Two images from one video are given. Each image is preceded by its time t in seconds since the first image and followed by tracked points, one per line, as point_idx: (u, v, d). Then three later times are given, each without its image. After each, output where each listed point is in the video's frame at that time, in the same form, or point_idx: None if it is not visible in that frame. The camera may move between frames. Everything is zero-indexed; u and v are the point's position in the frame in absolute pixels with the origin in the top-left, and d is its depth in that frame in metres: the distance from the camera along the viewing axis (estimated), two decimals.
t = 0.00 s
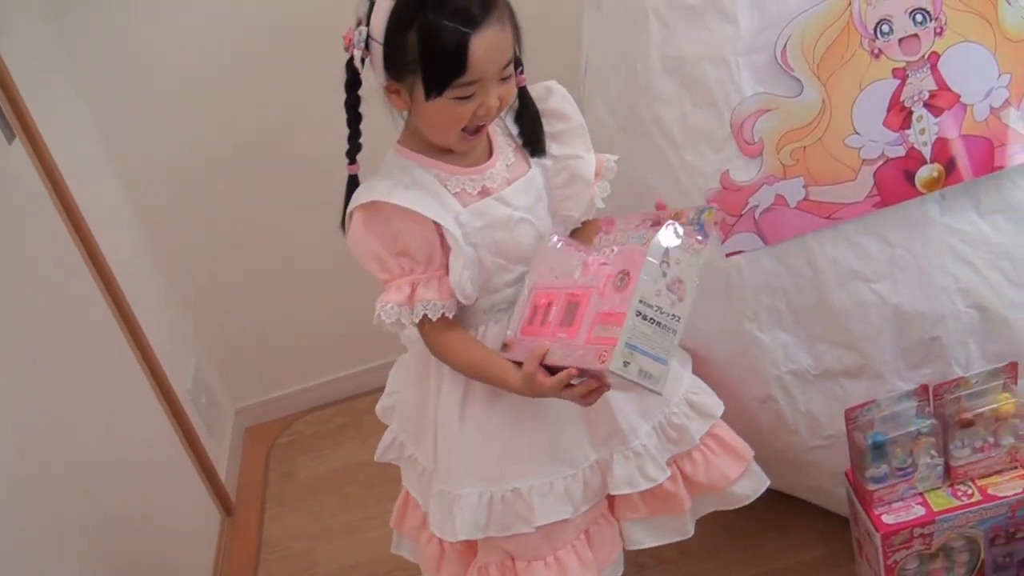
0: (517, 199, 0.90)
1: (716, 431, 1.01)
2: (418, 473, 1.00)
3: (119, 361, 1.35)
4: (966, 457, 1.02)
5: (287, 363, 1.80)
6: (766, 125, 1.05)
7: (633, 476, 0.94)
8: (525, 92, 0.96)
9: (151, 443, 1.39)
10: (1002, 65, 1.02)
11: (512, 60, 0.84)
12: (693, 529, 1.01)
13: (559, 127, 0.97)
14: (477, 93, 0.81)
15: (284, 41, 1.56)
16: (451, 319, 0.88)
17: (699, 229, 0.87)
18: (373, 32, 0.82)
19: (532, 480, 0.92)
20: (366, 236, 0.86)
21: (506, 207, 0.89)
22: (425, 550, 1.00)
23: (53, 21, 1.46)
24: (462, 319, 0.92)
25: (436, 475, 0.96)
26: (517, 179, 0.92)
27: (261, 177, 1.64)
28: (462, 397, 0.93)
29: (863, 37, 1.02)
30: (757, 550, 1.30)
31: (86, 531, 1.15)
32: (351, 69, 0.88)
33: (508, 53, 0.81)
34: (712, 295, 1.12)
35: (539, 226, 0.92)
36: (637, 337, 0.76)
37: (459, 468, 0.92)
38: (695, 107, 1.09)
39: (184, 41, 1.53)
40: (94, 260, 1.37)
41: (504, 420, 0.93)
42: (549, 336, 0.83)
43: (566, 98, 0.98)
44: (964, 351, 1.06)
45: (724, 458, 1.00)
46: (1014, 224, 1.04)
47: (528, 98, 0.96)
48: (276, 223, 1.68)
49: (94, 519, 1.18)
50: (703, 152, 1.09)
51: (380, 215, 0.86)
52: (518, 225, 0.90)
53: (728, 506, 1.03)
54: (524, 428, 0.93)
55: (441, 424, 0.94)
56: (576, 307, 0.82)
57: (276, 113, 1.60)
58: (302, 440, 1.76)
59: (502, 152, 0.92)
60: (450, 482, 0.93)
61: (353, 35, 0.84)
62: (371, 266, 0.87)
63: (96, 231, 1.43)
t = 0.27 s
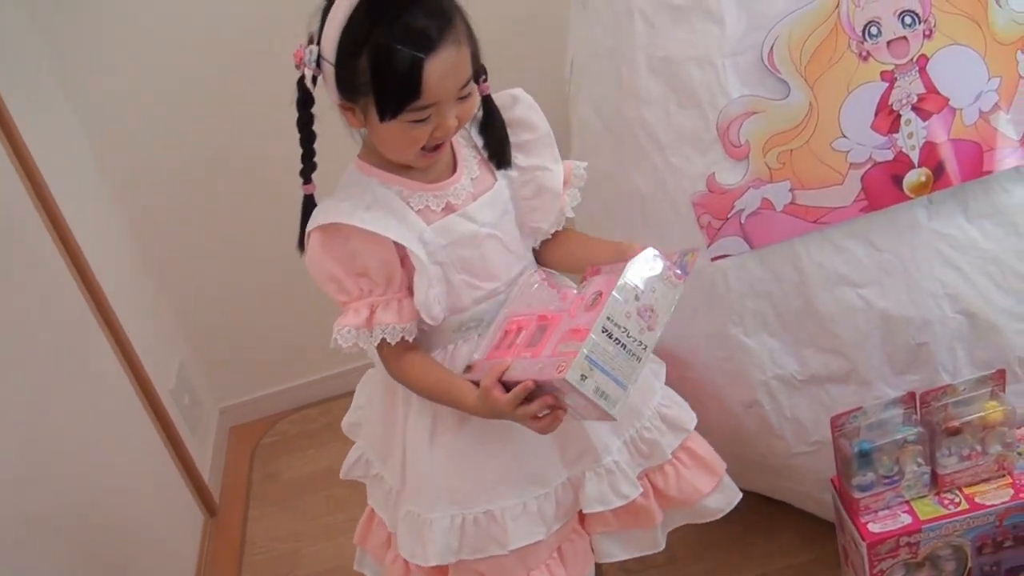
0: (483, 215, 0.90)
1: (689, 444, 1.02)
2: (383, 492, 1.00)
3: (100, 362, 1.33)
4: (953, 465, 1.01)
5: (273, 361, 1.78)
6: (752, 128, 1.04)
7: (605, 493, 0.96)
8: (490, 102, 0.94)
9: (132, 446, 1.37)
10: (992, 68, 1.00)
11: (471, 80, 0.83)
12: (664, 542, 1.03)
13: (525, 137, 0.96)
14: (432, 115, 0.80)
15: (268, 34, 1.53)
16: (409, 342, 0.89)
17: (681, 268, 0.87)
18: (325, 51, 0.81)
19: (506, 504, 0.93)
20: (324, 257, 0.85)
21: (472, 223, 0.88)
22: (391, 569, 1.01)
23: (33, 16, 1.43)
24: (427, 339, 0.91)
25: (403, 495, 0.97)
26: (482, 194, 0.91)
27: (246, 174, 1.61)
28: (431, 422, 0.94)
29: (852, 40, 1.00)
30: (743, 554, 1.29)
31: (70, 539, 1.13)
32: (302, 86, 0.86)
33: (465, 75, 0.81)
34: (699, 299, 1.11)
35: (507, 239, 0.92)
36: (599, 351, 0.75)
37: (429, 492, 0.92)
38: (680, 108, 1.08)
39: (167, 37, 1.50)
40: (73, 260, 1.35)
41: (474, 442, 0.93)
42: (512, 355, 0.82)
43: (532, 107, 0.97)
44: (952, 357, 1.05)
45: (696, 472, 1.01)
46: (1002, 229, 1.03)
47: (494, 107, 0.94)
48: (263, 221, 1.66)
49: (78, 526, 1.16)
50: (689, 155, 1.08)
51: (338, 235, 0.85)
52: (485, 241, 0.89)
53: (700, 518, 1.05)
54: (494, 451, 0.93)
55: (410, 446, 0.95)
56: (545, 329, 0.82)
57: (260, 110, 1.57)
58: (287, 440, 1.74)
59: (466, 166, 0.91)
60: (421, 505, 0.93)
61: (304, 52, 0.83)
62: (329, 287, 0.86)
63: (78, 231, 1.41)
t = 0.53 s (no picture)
0: (469, 225, 0.91)
1: (692, 450, 1.03)
2: (384, 513, 0.99)
3: (101, 362, 1.32)
4: (956, 471, 1.00)
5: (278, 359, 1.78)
6: (754, 129, 1.03)
7: (611, 502, 0.97)
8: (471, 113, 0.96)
9: (134, 446, 1.37)
10: (997, 68, 0.99)
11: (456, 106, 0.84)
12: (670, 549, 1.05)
13: (508, 146, 0.98)
14: (419, 145, 0.81)
15: (269, 30, 1.52)
16: (404, 358, 0.88)
17: (693, 309, 0.90)
18: (309, 79, 0.80)
19: (512, 518, 0.94)
20: (310, 276, 0.86)
21: (458, 233, 0.90)
22: None
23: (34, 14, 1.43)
24: (421, 353, 0.93)
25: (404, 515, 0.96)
26: (467, 205, 0.92)
27: (248, 172, 1.61)
28: (431, 447, 0.93)
29: (854, 39, 0.99)
30: (747, 557, 1.28)
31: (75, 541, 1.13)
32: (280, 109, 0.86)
33: (453, 106, 0.81)
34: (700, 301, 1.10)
35: (495, 248, 0.93)
36: (612, 403, 0.77)
37: (433, 512, 0.92)
38: (681, 108, 1.07)
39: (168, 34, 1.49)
40: (74, 258, 1.34)
41: (474, 459, 0.93)
42: (516, 385, 0.83)
43: (514, 115, 0.99)
44: (956, 361, 1.04)
45: (701, 479, 1.02)
46: (1007, 231, 1.02)
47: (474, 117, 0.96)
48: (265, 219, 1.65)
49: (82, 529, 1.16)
50: (690, 156, 1.07)
51: (322, 253, 0.86)
52: (473, 250, 0.91)
53: (707, 524, 1.06)
54: (494, 467, 0.93)
55: (409, 466, 0.94)
56: (550, 361, 0.83)
57: (262, 108, 1.57)
58: (292, 439, 1.74)
59: (449, 178, 0.92)
60: (425, 524, 0.93)
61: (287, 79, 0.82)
62: (316, 307, 0.87)
63: (79, 230, 1.41)
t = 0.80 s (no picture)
0: (474, 233, 0.92)
1: (710, 449, 1.02)
2: (403, 524, 0.99)
3: (119, 365, 1.33)
4: (973, 472, 0.99)
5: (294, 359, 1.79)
6: (766, 128, 1.02)
7: (631, 505, 0.97)
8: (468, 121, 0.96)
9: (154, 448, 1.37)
10: (1013, 64, 0.98)
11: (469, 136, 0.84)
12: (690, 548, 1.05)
13: (508, 152, 0.98)
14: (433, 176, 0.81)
15: (281, 32, 1.52)
16: (418, 372, 0.88)
17: (715, 336, 0.87)
18: (328, 114, 0.80)
19: (532, 525, 0.94)
20: (319, 292, 0.86)
21: (465, 241, 0.91)
22: None
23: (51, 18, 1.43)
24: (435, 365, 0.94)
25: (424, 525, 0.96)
26: (471, 213, 0.93)
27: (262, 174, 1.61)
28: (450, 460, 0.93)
29: (867, 37, 0.98)
30: (764, 557, 1.28)
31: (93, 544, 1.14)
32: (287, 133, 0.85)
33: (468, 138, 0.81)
34: (714, 301, 1.09)
35: (503, 254, 0.94)
36: (649, 450, 0.78)
37: (453, 522, 0.92)
38: (693, 109, 1.06)
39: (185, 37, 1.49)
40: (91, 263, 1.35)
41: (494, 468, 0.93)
42: (541, 422, 0.83)
43: (513, 121, 0.98)
44: (972, 362, 1.02)
45: (719, 477, 1.01)
46: None
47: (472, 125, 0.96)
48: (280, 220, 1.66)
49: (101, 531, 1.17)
50: (701, 156, 1.06)
51: (330, 269, 0.86)
52: (481, 258, 0.91)
53: (727, 521, 1.05)
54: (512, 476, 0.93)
55: (427, 478, 0.94)
56: (575, 395, 0.83)
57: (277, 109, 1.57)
58: (308, 438, 1.75)
59: (452, 187, 0.93)
60: (445, 535, 0.93)
61: (303, 113, 0.81)
62: (326, 323, 0.87)
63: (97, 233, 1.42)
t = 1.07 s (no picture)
0: (484, 240, 0.92)
1: (716, 447, 1.00)
2: (411, 529, 0.97)
3: (129, 363, 1.34)
4: (979, 476, 1.03)
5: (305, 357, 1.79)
6: (773, 129, 1.01)
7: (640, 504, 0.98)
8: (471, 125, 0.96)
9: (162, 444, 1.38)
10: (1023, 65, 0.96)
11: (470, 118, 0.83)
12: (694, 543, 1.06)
13: (513, 156, 0.98)
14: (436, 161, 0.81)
15: (292, 31, 1.52)
16: (427, 383, 0.88)
17: (722, 347, 0.85)
18: (322, 103, 0.80)
19: (544, 527, 0.94)
20: (326, 304, 0.85)
21: (475, 249, 0.90)
22: None
23: (62, 18, 1.44)
24: (444, 372, 0.93)
25: (434, 531, 0.95)
26: (480, 220, 0.93)
27: (273, 173, 1.62)
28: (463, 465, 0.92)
29: (875, 37, 0.97)
30: (771, 560, 1.27)
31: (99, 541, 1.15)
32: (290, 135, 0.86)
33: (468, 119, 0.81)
34: (720, 302, 1.09)
35: (511, 260, 0.94)
36: (667, 470, 0.80)
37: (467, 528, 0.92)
38: (700, 109, 1.06)
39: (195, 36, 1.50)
40: (104, 263, 1.36)
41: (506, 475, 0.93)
42: (554, 440, 0.84)
43: (519, 125, 0.99)
44: (980, 365, 1.01)
45: (723, 474, 1.00)
46: None
47: (475, 129, 0.96)
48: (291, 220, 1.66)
49: (108, 528, 1.18)
50: (708, 156, 1.06)
51: (339, 280, 0.86)
52: (490, 264, 0.91)
53: (731, 516, 1.04)
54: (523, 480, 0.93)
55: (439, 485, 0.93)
56: (586, 413, 0.84)
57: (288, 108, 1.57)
58: (318, 437, 1.75)
59: (460, 193, 0.93)
60: (459, 542, 0.92)
61: (298, 102, 0.82)
62: (334, 335, 0.86)
63: (107, 231, 1.42)
